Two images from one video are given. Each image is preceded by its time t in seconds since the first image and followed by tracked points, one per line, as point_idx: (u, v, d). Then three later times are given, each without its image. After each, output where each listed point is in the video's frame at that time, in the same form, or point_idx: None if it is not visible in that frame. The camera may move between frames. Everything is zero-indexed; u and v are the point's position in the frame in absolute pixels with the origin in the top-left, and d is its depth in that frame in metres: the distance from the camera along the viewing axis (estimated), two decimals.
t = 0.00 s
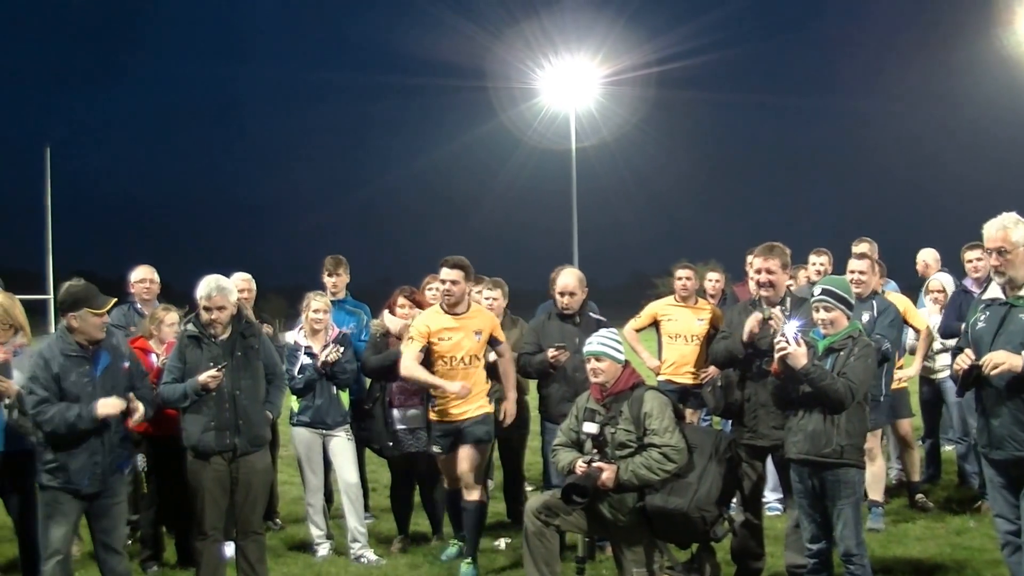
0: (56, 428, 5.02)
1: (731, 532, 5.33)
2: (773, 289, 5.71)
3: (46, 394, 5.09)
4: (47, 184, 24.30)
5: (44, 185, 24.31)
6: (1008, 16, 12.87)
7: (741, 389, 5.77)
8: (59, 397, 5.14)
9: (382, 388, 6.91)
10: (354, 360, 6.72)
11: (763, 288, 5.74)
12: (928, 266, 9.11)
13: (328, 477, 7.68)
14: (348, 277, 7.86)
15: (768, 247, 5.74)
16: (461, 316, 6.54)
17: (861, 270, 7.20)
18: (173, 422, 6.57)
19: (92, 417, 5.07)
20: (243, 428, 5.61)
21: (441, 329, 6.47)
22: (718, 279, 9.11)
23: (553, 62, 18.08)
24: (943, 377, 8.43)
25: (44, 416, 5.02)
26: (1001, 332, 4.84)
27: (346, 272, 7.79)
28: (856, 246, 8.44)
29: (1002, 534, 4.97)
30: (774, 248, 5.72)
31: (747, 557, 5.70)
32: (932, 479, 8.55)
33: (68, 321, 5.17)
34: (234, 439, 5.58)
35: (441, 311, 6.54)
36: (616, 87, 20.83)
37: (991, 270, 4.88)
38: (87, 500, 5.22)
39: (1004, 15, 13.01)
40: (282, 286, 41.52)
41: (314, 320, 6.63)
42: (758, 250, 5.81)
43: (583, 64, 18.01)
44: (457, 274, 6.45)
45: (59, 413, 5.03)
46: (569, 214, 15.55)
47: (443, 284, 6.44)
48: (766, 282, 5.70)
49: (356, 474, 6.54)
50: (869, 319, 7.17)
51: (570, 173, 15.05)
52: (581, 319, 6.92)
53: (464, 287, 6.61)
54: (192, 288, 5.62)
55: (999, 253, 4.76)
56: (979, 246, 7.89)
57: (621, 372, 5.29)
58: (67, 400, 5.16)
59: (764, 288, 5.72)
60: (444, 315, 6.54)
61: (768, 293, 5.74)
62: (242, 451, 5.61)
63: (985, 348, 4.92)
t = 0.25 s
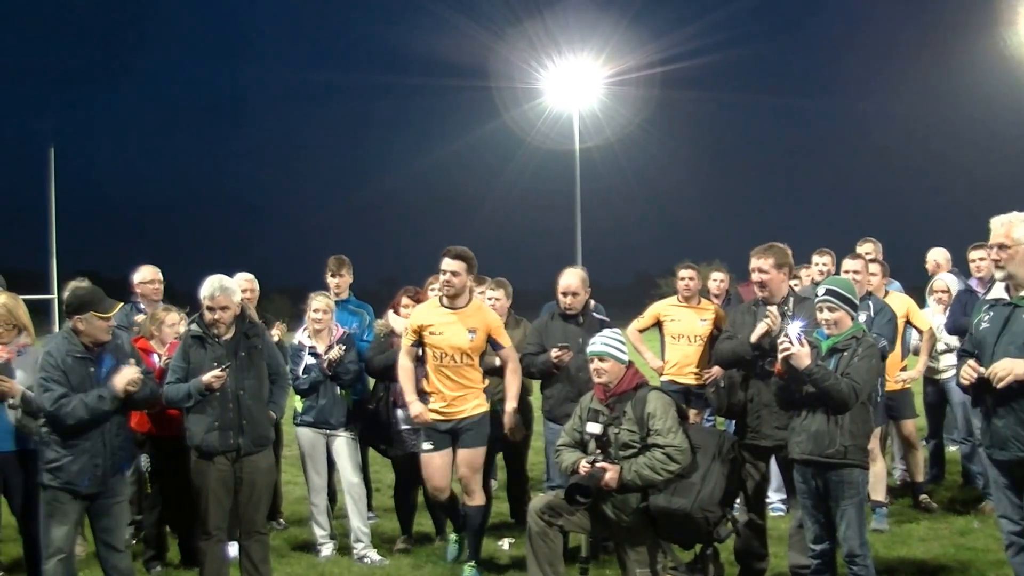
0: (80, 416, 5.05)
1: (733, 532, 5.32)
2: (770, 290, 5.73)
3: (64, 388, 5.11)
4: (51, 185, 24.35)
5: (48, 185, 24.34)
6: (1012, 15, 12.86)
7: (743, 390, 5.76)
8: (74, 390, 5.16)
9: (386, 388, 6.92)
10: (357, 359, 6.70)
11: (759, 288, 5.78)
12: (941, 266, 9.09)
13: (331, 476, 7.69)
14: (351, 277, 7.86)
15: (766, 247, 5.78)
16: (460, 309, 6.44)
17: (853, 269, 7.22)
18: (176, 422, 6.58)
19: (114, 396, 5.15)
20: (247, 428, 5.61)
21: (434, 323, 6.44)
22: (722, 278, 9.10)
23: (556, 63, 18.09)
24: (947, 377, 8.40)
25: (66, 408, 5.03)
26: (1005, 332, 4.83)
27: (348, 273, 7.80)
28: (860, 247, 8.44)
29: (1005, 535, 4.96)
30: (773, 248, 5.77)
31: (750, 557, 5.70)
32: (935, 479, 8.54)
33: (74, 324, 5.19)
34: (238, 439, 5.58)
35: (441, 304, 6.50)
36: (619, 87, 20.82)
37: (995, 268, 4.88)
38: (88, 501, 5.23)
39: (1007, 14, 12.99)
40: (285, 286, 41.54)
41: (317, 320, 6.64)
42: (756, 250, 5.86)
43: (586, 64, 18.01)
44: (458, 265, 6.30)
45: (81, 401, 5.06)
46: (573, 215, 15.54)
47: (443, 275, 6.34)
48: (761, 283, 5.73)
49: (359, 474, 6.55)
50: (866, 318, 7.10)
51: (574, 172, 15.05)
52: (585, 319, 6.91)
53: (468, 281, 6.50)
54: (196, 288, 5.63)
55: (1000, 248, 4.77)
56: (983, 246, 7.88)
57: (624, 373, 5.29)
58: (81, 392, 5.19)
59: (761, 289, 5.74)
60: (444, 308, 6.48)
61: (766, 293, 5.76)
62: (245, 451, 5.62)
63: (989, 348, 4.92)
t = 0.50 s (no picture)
0: (85, 413, 5.06)
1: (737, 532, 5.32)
2: (771, 290, 5.77)
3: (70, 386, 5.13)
4: (56, 186, 24.40)
5: (53, 185, 24.38)
6: (1017, 13, 12.82)
7: (746, 390, 5.80)
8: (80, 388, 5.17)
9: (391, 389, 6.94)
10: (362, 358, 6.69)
11: (760, 289, 5.83)
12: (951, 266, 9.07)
13: (336, 477, 7.69)
14: (355, 278, 7.87)
15: (768, 247, 5.83)
16: (445, 309, 6.01)
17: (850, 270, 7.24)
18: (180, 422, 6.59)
19: (115, 389, 5.13)
20: (251, 428, 5.62)
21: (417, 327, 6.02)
22: (726, 279, 9.09)
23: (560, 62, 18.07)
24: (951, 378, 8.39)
25: (70, 404, 5.04)
26: (1009, 333, 4.82)
27: (352, 274, 7.80)
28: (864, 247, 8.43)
29: (1010, 535, 4.95)
30: (774, 248, 5.82)
31: (754, 557, 5.69)
32: (940, 480, 8.52)
33: (78, 323, 5.21)
34: (242, 439, 5.59)
35: (426, 306, 6.11)
36: (623, 87, 20.81)
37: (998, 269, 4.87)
38: (93, 500, 5.24)
39: (1011, 12, 12.96)
40: (289, 286, 41.56)
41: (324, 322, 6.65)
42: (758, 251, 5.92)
43: (590, 64, 17.99)
44: (440, 262, 5.97)
45: (85, 397, 5.06)
46: (577, 214, 15.51)
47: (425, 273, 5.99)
48: (762, 283, 5.77)
49: (363, 474, 6.54)
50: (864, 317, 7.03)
51: (578, 172, 15.04)
52: (589, 320, 6.91)
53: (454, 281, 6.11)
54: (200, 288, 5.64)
55: (1003, 247, 4.75)
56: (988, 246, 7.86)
57: (629, 373, 5.30)
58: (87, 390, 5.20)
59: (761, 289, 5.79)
60: (430, 310, 6.08)
61: (768, 294, 5.80)
62: (249, 451, 5.62)
63: (993, 348, 4.91)
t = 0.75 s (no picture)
0: (85, 404, 5.05)
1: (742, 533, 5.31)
2: (777, 290, 5.76)
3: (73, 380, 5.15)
4: (62, 186, 24.43)
5: (59, 186, 24.44)
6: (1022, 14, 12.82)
7: (751, 391, 5.76)
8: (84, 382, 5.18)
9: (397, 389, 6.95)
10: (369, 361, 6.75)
11: (766, 289, 5.81)
12: (962, 267, 9.04)
13: (341, 477, 7.71)
14: (359, 278, 7.87)
15: (773, 248, 5.77)
16: (415, 312, 5.64)
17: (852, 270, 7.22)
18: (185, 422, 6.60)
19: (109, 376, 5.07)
20: (256, 428, 5.63)
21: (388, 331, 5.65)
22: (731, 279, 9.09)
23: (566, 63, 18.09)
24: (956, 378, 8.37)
25: (72, 396, 5.06)
26: (1014, 333, 4.81)
27: (356, 274, 7.81)
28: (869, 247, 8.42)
29: (1015, 536, 4.94)
30: (779, 249, 5.75)
31: (759, 558, 5.68)
32: (945, 481, 8.50)
33: (79, 318, 5.23)
34: (247, 439, 5.59)
35: (395, 309, 5.72)
36: (629, 88, 20.81)
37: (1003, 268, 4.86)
38: (100, 499, 5.25)
39: (1016, 12, 12.94)
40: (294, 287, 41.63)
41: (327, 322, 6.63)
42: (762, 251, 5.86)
43: (595, 65, 18.00)
44: (406, 261, 5.57)
45: (83, 388, 5.06)
46: (583, 215, 15.52)
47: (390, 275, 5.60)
48: (768, 283, 5.76)
49: (368, 475, 6.55)
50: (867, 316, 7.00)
51: (584, 173, 15.05)
52: (594, 320, 6.91)
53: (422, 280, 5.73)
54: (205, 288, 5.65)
55: (1007, 247, 4.74)
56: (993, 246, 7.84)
57: (634, 374, 5.29)
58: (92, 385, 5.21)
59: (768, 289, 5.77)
60: (399, 313, 5.70)
61: (773, 294, 5.79)
62: (255, 452, 5.63)
63: (998, 348, 4.90)
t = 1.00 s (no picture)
0: (90, 395, 5.06)
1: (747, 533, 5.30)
2: (783, 291, 5.75)
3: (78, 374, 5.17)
4: (67, 187, 24.49)
5: (64, 187, 24.50)
6: None
7: (757, 392, 5.76)
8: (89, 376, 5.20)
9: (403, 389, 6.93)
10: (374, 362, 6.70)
11: (772, 289, 5.78)
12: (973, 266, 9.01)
13: (346, 477, 7.71)
14: (364, 279, 7.87)
15: (779, 248, 5.79)
16: (392, 307, 5.22)
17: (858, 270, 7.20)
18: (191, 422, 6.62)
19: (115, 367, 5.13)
20: (262, 428, 5.63)
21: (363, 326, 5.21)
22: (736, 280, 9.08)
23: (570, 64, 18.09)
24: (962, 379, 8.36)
25: (76, 388, 5.07)
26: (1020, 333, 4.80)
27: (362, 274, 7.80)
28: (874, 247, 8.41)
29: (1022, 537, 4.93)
30: (785, 249, 5.78)
31: (765, 559, 5.68)
32: (950, 481, 8.49)
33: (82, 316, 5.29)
34: (252, 439, 5.60)
35: (371, 303, 5.30)
36: (633, 88, 20.81)
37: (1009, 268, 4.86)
38: (108, 498, 5.25)
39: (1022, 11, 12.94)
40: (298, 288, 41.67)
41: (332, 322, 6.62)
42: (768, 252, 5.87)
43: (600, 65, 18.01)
44: (385, 254, 5.19)
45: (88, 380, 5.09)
46: (588, 215, 15.52)
47: (368, 268, 5.20)
48: (776, 283, 5.74)
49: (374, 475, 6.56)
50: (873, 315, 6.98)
51: (589, 174, 15.06)
52: (599, 320, 6.91)
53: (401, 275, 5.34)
54: (210, 288, 5.66)
55: (1013, 246, 4.74)
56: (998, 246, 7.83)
57: (639, 375, 5.29)
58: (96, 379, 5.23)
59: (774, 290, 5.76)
60: (375, 307, 5.28)
61: (779, 294, 5.77)
62: (260, 452, 5.63)
63: (1005, 349, 4.90)
